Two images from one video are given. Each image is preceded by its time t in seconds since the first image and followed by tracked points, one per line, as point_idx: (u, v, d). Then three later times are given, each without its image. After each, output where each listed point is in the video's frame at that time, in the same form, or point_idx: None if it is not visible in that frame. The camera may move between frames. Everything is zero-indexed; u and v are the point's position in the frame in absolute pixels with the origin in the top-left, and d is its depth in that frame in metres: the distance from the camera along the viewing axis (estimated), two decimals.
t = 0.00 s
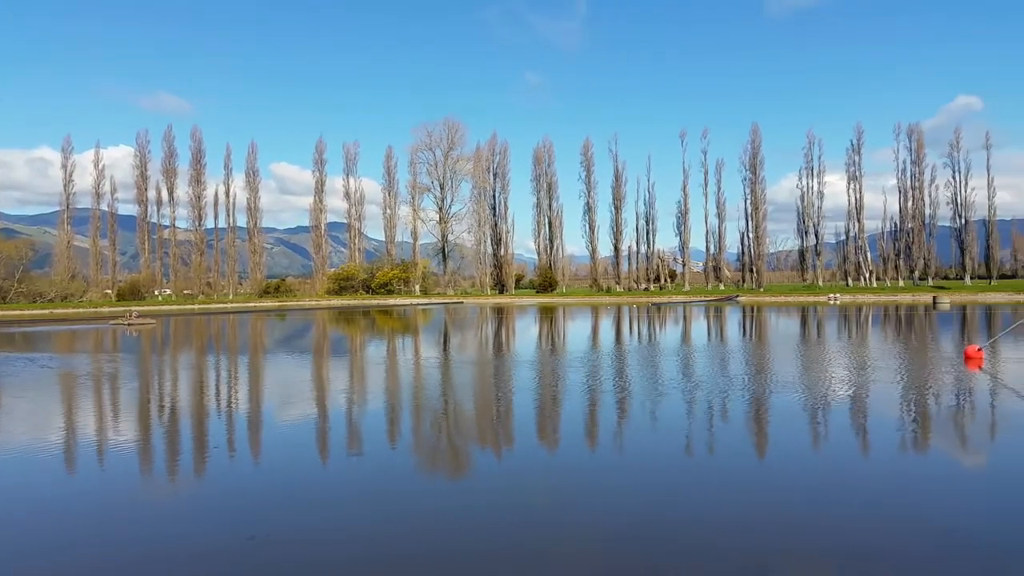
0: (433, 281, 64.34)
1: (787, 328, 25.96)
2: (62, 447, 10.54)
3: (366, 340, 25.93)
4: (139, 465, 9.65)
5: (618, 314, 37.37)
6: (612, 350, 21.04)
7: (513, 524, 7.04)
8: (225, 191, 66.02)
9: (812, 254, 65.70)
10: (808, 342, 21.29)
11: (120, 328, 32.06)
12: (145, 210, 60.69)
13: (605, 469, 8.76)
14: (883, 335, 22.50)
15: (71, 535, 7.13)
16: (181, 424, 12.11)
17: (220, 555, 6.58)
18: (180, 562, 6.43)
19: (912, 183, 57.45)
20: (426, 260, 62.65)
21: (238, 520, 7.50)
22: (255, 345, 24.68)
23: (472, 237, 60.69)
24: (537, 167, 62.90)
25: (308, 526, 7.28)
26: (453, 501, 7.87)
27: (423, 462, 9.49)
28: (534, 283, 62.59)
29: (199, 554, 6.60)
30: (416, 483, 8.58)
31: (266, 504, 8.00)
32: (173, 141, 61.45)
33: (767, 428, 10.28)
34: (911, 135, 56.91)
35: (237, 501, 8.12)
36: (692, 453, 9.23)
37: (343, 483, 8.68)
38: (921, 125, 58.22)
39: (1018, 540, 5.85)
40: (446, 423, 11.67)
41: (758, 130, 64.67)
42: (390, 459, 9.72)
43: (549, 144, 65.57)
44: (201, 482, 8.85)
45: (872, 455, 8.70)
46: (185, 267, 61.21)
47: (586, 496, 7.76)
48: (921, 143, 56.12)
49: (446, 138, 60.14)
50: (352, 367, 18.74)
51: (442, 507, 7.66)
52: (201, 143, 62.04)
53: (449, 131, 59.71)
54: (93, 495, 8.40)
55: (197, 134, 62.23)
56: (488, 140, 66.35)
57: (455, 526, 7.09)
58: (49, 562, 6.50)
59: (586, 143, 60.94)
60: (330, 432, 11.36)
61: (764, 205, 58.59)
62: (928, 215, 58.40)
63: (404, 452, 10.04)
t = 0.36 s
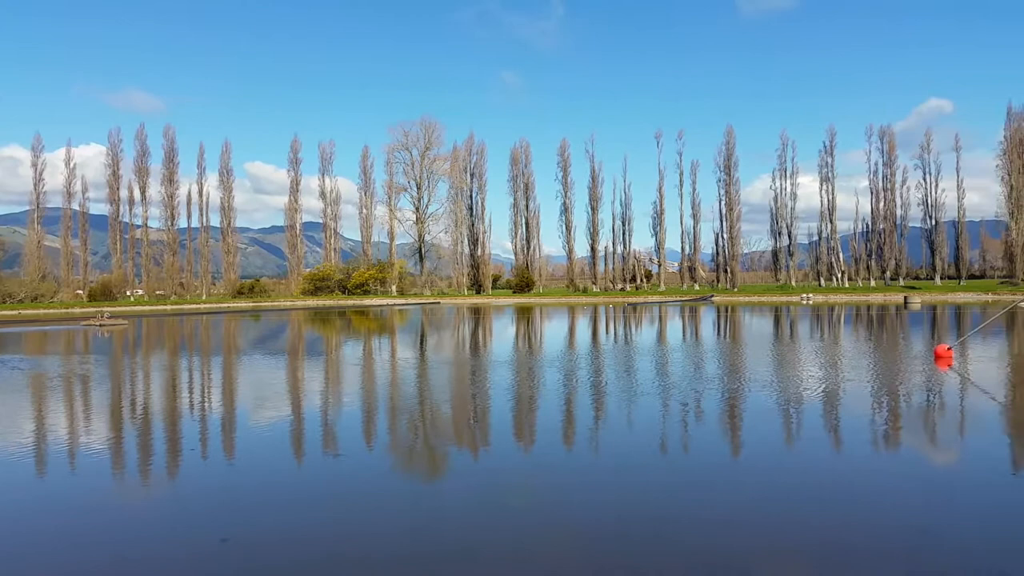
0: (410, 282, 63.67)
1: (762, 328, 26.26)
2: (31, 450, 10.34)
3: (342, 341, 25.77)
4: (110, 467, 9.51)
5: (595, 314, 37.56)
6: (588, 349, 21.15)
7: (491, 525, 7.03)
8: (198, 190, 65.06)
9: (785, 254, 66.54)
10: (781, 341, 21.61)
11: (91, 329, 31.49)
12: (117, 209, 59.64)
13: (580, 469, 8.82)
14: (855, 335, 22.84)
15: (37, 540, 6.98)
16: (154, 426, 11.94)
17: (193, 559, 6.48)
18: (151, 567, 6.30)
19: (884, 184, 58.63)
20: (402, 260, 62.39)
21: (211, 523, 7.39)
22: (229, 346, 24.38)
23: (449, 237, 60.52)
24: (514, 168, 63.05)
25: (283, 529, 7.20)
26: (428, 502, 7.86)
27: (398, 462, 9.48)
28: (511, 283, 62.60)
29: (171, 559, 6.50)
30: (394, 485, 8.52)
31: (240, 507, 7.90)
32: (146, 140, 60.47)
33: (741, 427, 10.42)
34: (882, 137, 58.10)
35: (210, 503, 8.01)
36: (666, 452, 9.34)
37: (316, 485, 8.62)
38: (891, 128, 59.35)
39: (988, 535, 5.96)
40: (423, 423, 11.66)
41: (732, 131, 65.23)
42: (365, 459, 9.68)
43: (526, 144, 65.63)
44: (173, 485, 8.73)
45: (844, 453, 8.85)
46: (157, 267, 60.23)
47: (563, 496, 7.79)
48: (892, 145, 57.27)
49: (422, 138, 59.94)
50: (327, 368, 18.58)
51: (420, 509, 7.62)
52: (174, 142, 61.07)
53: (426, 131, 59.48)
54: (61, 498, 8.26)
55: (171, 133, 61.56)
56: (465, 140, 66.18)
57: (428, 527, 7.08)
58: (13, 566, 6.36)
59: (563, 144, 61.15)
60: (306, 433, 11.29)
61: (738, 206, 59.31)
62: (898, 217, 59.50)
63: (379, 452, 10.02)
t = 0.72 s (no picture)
0: (386, 282, 62.59)
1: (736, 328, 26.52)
2: None
3: (317, 341, 25.49)
4: (81, 469, 9.27)
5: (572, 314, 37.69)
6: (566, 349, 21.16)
7: (468, 526, 6.99)
8: (171, 190, 63.87)
9: (759, 255, 67.32)
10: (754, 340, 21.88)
11: (61, 330, 30.83)
12: (88, 209, 58.31)
13: (555, 468, 8.81)
14: (828, 334, 23.17)
15: (2, 543, 6.78)
16: (126, 428, 11.67)
17: (163, 562, 6.33)
18: (122, 569, 6.16)
19: (856, 185, 59.65)
20: (378, 261, 61.91)
21: (184, 525, 7.25)
22: (202, 347, 23.97)
23: (426, 237, 60.19)
24: (491, 168, 62.96)
25: (257, 531, 7.07)
26: (405, 503, 7.77)
27: (375, 463, 9.37)
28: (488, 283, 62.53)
29: (143, 561, 6.36)
30: (371, 486, 8.43)
31: (214, 508, 7.76)
32: (117, 138, 59.21)
33: (716, 426, 10.49)
34: (854, 139, 59.10)
35: (184, 506, 7.84)
36: (643, 451, 9.35)
37: (292, 487, 8.48)
38: (862, 130, 60.35)
39: (956, 531, 6.04)
40: (399, 424, 11.57)
41: (707, 132, 65.76)
42: (341, 461, 9.56)
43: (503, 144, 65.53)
44: (146, 487, 8.54)
45: (815, 451, 8.98)
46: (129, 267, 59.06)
47: (541, 496, 7.77)
48: (864, 147, 58.27)
49: (399, 137, 59.54)
50: (303, 369, 18.34)
51: (398, 509, 7.55)
52: (146, 140, 59.85)
53: (402, 131, 59.11)
54: (31, 501, 8.03)
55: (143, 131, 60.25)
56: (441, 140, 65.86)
57: (406, 528, 7.01)
58: None
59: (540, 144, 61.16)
60: (281, 435, 11.12)
61: (712, 207, 59.91)
62: (870, 218, 60.57)
63: (356, 454, 9.90)
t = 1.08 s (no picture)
0: (363, 282, 61.89)
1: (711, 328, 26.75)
2: None
3: (292, 342, 25.17)
4: (51, 473, 9.01)
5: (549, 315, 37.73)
6: (542, 349, 21.15)
7: (445, 527, 6.90)
8: (143, 189, 62.63)
9: (734, 255, 68.06)
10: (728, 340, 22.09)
11: (30, 331, 30.11)
12: (58, 208, 56.95)
13: (532, 468, 8.78)
14: (801, 334, 23.45)
15: None
16: (98, 430, 11.38)
17: (132, 567, 6.17)
18: None
19: (828, 187, 60.59)
20: (354, 261, 61.38)
21: (155, 529, 7.06)
22: (176, 348, 23.55)
23: (402, 237, 59.79)
24: (468, 168, 62.80)
25: (230, 535, 6.91)
26: (381, 504, 7.65)
27: (351, 465, 9.26)
28: (465, 284, 62.34)
29: (114, 566, 6.19)
30: (347, 487, 8.31)
31: (186, 512, 7.57)
32: (89, 136, 57.91)
33: (691, 425, 10.54)
34: (827, 141, 60.05)
35: (156, 509, 7.64)
36: (619, 451, 9.37)
37: (265, 489, 8.33)
38: (835, 132, 61.31)
39: (929, 529, 6.09)
40: (376, 425, 11.44)
41: (683, 134, 66.21)
42: (315, 463, 9.41)
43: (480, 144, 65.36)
44: (118, 490, 8.31)
45: (789, 449, 9.05)
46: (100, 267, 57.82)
47: (518, 496, 7.71)
48: (836, 149, 59.18)
49: (375, 137, 59.11)
50: (277, 370, 18.08)
51: (373, 511, 7.44)
52: (118, 139, 58.62)
53: (379, 131, 58.67)
54: None
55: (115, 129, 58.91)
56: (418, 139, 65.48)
57: (382, 529, 6.92)
58: None
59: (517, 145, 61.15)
60: (255, 437, 10.94)
61: (687, 208, 60.42)
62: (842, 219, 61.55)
63: (332, 456, 9.76)
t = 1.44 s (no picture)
0: (339, 282, 61.24)
1: (687, 328, 26.95)
2: None
3: (268, 343, 24.80)
4: (19, 476, 8.75)
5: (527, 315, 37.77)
6: (520, 350, 21.10)
7: (422, 528, 6.81)
8: (115, 188, 61.30)
9: (709, 255, 68.69)
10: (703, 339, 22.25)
11: None
12: (28, 208, 55.50)
13: (510, 468, 8.73)
14: (776, 333, 23.74)
15: None
16: (67, 433, 11.09)
17: (104, 573, 5.98)
18: None
19: (802, 188, 61.47)
20: (331, 261, 60.76)
21: (124, 534, 6.87)
22: (148, 349, 23.12)
23: (379, 237, 59.34)
24: (445, 168, 62.57)
25: (201, 539, 6.74)
26: (359, 506, 7.56)
27: (326, 467, 9.13)
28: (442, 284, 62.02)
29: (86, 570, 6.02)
30: (323, 489, 8.18)
31: (156, 516, 7.37)
32: (60, 135, 56.53)
33: (667, 425, 10.58)
34: (800, 143, 60.87)
35: (128, 512, 7.47)
36: (596, 450, 9.37)
37: (241, 491, 8.18)
38: (809, 134, 62.11)
39: (904, 525, 6.17)
40: (352, 427, 11.29)
41: (659, 135, 66.58)
42: (291, 465, 9.26)
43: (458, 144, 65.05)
44: (90, 493, 8.10)
45: (765, 448, 9.11)
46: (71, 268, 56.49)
47: (496, 497, 7.64)
48: (810, 151, 60.04)
49: (352, 136, 58.56)
50: (252, 372, 17.80)
51: (350, 514, 7.31)
52: (90, 137, 57.31)
53: (356, 130, 58.10)
54: None
55: (87, 127, 57.54)
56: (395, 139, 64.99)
57: (362, 531, 6.82)
58: None
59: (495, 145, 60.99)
60: (229, 439, 10.73)
61: (664, 208, 60.85)
62: (815, 220, 62.41)
63: (308, 457, 9.61)
